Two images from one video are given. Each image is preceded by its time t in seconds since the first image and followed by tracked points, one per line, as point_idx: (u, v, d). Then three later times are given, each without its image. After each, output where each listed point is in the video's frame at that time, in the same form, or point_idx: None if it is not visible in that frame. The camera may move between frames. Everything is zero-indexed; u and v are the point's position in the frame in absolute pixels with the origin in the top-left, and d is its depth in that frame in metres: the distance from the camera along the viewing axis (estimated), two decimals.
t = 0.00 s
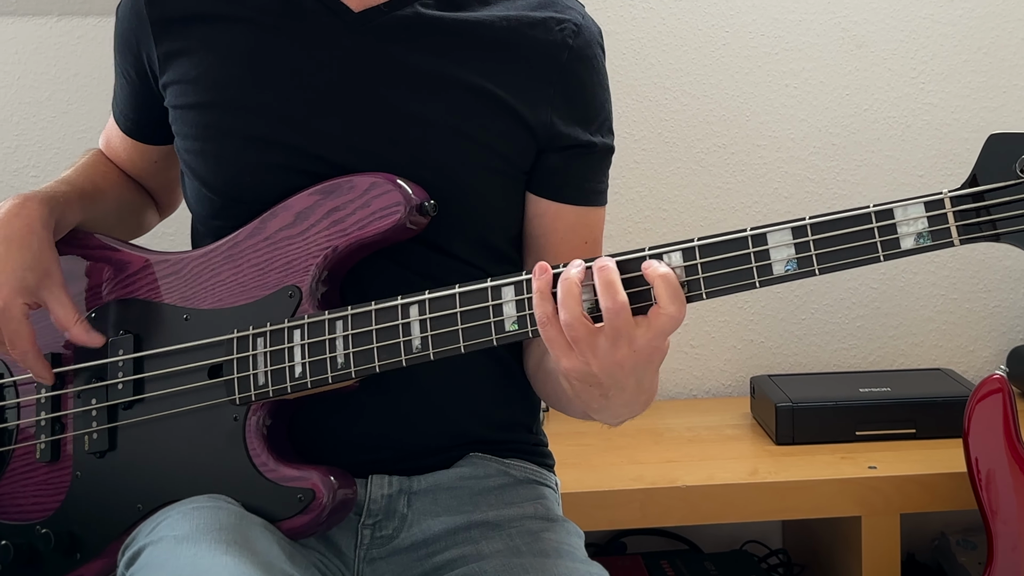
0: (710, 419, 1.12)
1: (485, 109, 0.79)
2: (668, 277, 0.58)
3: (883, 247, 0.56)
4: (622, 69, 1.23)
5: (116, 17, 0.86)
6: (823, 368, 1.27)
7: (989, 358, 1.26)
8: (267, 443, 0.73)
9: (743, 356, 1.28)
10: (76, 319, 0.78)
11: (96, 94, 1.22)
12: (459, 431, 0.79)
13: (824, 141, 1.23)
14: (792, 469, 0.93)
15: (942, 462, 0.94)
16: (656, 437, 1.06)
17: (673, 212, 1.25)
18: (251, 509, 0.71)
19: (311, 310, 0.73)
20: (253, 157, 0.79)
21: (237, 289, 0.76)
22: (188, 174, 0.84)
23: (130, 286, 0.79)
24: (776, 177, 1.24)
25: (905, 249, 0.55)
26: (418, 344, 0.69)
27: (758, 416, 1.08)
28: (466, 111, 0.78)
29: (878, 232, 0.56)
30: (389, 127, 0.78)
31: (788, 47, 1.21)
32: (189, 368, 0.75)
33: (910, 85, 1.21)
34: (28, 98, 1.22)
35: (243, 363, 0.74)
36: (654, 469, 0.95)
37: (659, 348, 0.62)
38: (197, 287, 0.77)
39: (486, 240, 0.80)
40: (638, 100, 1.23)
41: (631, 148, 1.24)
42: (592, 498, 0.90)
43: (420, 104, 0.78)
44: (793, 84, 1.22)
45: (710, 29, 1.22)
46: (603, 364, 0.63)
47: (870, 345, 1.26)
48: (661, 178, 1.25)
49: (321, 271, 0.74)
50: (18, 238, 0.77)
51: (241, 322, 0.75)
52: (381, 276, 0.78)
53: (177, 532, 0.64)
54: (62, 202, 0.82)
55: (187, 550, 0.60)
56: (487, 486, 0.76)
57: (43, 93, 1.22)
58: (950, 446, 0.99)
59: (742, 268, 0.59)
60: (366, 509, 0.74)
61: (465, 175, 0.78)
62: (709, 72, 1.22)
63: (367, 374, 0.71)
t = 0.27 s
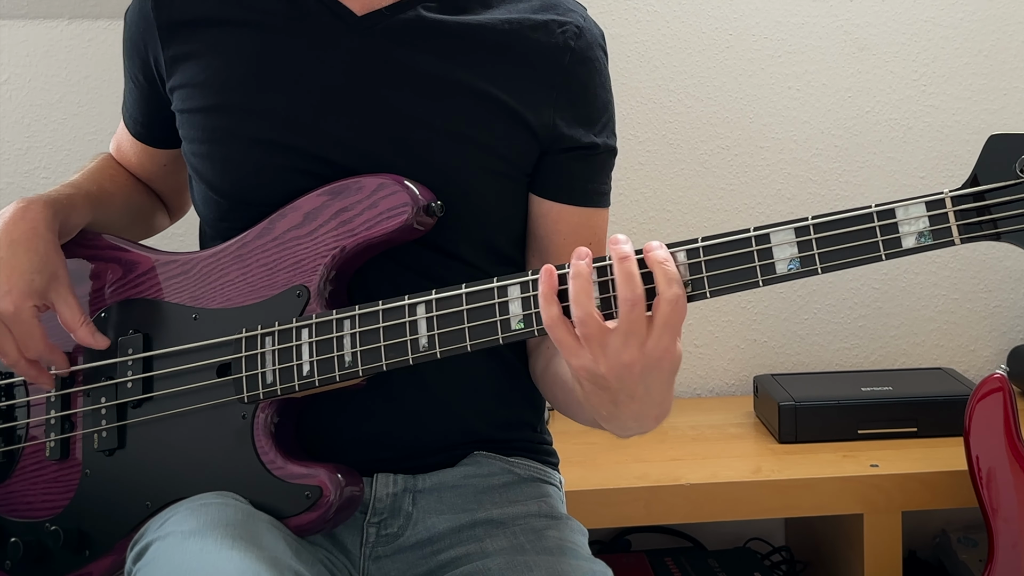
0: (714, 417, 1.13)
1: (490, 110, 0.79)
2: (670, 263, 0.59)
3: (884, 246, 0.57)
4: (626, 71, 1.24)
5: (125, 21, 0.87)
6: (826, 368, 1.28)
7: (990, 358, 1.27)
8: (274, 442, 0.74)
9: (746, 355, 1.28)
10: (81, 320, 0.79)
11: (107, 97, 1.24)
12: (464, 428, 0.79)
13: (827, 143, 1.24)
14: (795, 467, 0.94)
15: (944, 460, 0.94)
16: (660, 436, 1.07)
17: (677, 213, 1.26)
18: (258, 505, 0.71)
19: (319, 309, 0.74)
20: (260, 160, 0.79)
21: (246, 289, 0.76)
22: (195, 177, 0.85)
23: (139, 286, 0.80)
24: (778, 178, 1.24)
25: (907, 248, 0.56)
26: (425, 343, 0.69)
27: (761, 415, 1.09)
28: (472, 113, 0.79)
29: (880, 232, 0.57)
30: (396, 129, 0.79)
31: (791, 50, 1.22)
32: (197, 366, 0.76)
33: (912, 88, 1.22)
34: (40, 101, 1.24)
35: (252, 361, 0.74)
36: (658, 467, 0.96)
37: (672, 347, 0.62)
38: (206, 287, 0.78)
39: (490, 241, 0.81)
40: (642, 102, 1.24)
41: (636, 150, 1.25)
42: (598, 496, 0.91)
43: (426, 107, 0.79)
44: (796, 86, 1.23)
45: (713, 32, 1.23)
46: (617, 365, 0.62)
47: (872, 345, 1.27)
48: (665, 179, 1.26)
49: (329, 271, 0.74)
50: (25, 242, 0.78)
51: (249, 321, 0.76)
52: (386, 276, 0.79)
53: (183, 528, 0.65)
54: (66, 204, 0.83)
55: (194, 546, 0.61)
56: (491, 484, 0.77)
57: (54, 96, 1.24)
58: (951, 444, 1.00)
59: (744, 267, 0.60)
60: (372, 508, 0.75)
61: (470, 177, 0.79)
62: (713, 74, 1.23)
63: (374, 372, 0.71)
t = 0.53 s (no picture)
0: (717, 416, 1.14)
1: (495, 114, 0.80)
2: (667, 272, 0.62)
3: (882, 250, 0.57)
4: (631, 74, 1.25)
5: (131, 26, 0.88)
6: (828, 367, 1.29)
7: (990, 356, 1.28)
8: (281, 444, 0.74)
9: (750, 355, 1.29)
10: (83, 339, 0.79)
11: (117, 99, 1.25)
12: (469, 428, 0.80)
13: (829, 144, 1.24)
14: (797, 466, 0.95)
15: (944, 459, 0.95)
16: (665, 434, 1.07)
17: (681, 214, 1.27)
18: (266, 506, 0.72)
19: (325, 313, 0.75)
20: (268, 165, 0.80)
21: (253, 291, 0.77)
22: (204, 183, 0.86)
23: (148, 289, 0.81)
24: (781, 180, 1.25)
25: (904, 252, 0.56)
26: (429, 346, 0.70)
27: (764, 413, 1.10)
28: (477, 116, 0.80)
29: (878, 236, 0.57)
30: (402, 132, 0.79)
31: (793, 53, 1.23)
32: (205, 369, 0.77)
33: (913, 90, 1.23)
34: (51, 103, 1.25)
35: (259, 364, 0.75)
36: (662, 465, 0.97)
37: (702, 352, 0.64)
38: (214, 290, 0.78)
39: (496, 244, 0.82)
40: (647, 104, 1.25)
41: (640, 152, 1.26)
42: (603, 494, 0.92)
43: (432, 111, 0.80)
44: (799, 89, 1.24)
45: (716, 34, 1.23)
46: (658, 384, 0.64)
47: (874, 344, 1.28)
48: (670, 181, 1.26)
49: (335, 275, 0.75)
50: (28, 266, 0.79)
51: (257, 324, 0.76)
52: (393, 278, 0.80)
53: (190, 530, 0.66)
54: (66, 217, 0.84)
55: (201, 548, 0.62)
56: (497, 483, 0.77)
57: (65, 98, 1.24)
58: (952, 443, 1.00)
59: (744, 271, 0.61)
60: (378, 506, 0.76)
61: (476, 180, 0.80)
62: (716, 77, 1.24)
63: (379, 375, 0.72)
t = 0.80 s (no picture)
0: (721, 415, 1.14)
1: (499, 117, 0.81)
2: (671, 259, 0.61)
3: (884, 234, 0.58)
4: (636, 76, 1.26)
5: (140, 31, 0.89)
6: (830, 366, 1.30)
7: (991, 356, 1.28)
8: (291, 435, 0.75)
9: (752, 354, 1.30)
10: (89, 335, 0.80)
11: (127, 101, 1.26)
12: (477, 425, 0.81)
13: (832, 146, 1.25)
14: (800, 464, 0.95)
15: (945, 457, 0.96)
16: (669, 432, 1.08)
17: (685, 215, 1.28)
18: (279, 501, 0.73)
19: (334, 308, 0.76)
20: (274, 167, 0.81)
21: (263, 288, 0.78)
22: (211, 186, 0.87)
23: (157, 287, 0.82)
24: (784, 181, 1.26)
25: (906, 236, 0.57)
26: (438, 338, 0.71)
27: (767, 412, 1.11)
28: (482, 119, 0.81)
29: (881, 220, 0.58)
30: (408, 134, 0.80)
31: (796, 55, 1.24)
32: (215, 366, 0.78)
33: (915, 92, 1.24)
34: (62, 105, 1.26)
35: (269, 359, 0.76)
36: (666, 463, 0.97)
37: (708, 337, 0.64)
38: (223, 287, 0.79)
39: (501, 247, 0.83)
40: (651, 106, 1.26)
41: (645, 153, 1.27)
42: (607, 492, 0.92)
43: (437, 113, 0.80)
44: (801, 91, 1.25)
45: (720, 37, 1.24)
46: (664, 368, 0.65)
47: (876, 344, 1.29)
48: (674, 182, 1.27)
49: (343, 270, 0.76)
50: (31, 261, 0.79)
51: (266, 320, 0.77)
52: (399, 277, 0.81)
53: (204, 523, 0.67)
54: (71, 217, 0.84)
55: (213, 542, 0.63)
56: (505, 480, 0.78)
57: (75, 100, 1.25)
58: (953, 441, 1.01)
59: (749, 258, 0.61)
60: (389, 502, 0.77)
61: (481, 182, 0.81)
62: (720, 79, 1.25)
63: (389, 367, 0.73)
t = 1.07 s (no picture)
0: (724, 414, 1.15)
1: (502, 120, 0.82)
2: (785, 237, 0.60)
3: (891, 245, 0.59)
4: (640, 79, 1.27)
5: (147, 37, 0.90)
6: (833, 365, 1.31)
7: (992, 355, 1.29)
8: (299, 436, 0.76)
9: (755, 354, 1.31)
10: (104, 325, 0.80)
11: (136, 104, 1.26)
12: (482, 425, 0.82)
13: (834, 147, 1.26)
14: (803, 462, 0.96)
15: (947, 455, 0.97)
16: (673, 431, 1.09)
17: (689, 216, 1.29)
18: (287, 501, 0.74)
19: (343, 311, 0.76)
20: (280, 169, 0.82)
21: (271, 290, 0.79)
22: (217, 191, 0.87)
23: (165, 289, 0.82)
24: (787, 182, 1.27)
25: (912, 247, 0.58)
26: (448, 341, 0.72)
27: (770, 411, 1.11)
28: (486, 121, 0.82)
29: (887, 231, 0.59)
30: (413, 137, 0.81)
31: (799, 58, 1.25)
32: (223, 366, 0.78)
33: (916, 95, 1.25)
34: (71, 107, 1.26)
35: (278, 361, 0.77)
36: (670, 462, 0.98)
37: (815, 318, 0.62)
38: (231, 289, 0.80)
39: (504, 250, 0.83)
40: (655, 108, 1.27)
41: (649, 155, 1.28)
42: (611, 490, 0.93)
43: (442, 116, 0.81)
44: (804, 93, 1.25)
45: (723, 40, 1.25)
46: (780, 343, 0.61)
47: (878, 344, 1.30)
48: (678, 183, 1.28)
49: (352, 273, 0.77)
50: (45, 250, 0.80)
51: (274, 322, 0.78)
52: (404, 279, 0.82)
53: (212, 522, 0.67)
54: (85, 212, 0.85)
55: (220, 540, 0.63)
56: (509, 477, 0.79)
57: (85, 103, 1.26)
58: (954, 440, 1.02)
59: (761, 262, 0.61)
60: (393, 500, 0.77)
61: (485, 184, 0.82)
62: (724, 81, 1.26)
63: (398, 370, 0.74)
